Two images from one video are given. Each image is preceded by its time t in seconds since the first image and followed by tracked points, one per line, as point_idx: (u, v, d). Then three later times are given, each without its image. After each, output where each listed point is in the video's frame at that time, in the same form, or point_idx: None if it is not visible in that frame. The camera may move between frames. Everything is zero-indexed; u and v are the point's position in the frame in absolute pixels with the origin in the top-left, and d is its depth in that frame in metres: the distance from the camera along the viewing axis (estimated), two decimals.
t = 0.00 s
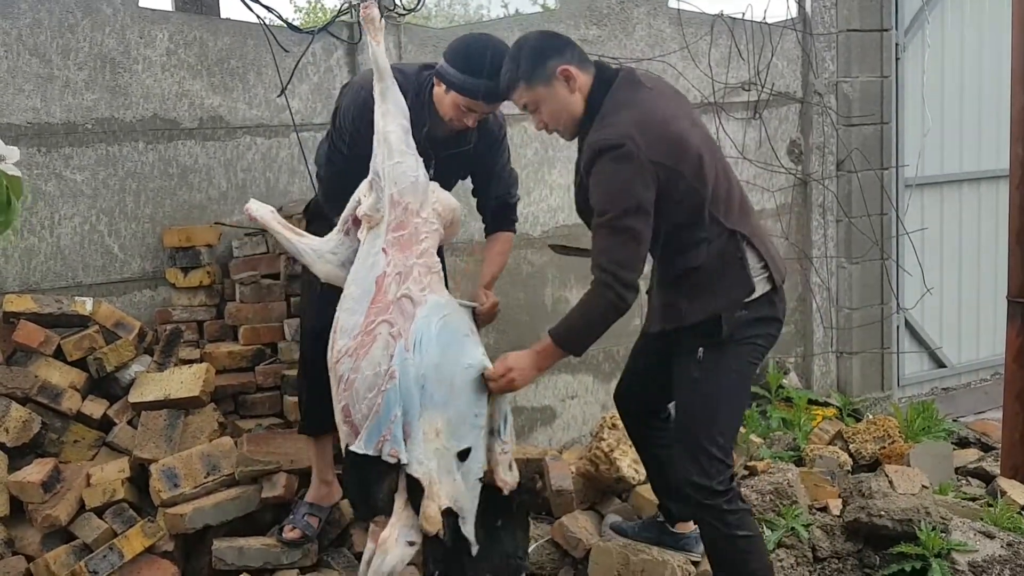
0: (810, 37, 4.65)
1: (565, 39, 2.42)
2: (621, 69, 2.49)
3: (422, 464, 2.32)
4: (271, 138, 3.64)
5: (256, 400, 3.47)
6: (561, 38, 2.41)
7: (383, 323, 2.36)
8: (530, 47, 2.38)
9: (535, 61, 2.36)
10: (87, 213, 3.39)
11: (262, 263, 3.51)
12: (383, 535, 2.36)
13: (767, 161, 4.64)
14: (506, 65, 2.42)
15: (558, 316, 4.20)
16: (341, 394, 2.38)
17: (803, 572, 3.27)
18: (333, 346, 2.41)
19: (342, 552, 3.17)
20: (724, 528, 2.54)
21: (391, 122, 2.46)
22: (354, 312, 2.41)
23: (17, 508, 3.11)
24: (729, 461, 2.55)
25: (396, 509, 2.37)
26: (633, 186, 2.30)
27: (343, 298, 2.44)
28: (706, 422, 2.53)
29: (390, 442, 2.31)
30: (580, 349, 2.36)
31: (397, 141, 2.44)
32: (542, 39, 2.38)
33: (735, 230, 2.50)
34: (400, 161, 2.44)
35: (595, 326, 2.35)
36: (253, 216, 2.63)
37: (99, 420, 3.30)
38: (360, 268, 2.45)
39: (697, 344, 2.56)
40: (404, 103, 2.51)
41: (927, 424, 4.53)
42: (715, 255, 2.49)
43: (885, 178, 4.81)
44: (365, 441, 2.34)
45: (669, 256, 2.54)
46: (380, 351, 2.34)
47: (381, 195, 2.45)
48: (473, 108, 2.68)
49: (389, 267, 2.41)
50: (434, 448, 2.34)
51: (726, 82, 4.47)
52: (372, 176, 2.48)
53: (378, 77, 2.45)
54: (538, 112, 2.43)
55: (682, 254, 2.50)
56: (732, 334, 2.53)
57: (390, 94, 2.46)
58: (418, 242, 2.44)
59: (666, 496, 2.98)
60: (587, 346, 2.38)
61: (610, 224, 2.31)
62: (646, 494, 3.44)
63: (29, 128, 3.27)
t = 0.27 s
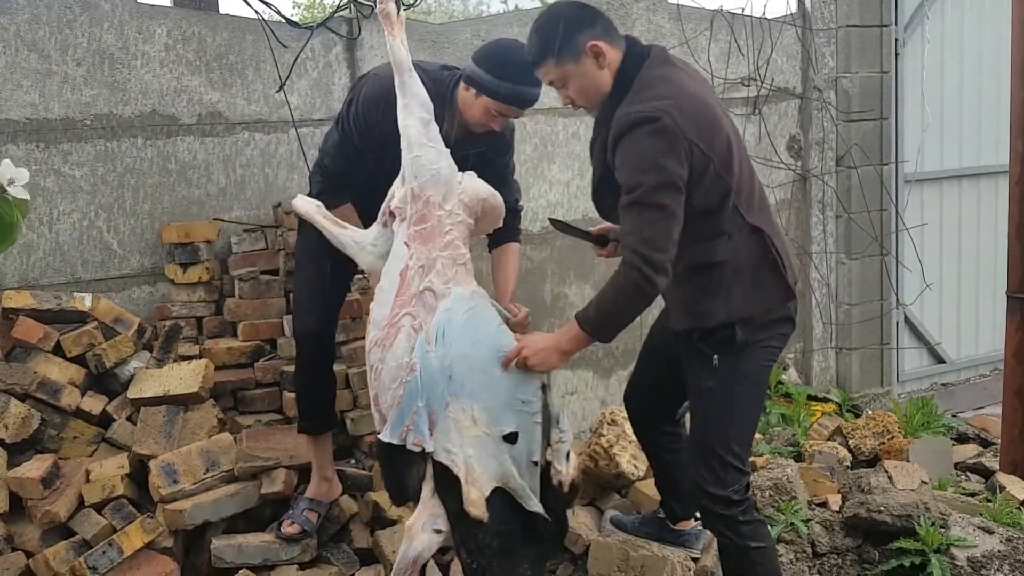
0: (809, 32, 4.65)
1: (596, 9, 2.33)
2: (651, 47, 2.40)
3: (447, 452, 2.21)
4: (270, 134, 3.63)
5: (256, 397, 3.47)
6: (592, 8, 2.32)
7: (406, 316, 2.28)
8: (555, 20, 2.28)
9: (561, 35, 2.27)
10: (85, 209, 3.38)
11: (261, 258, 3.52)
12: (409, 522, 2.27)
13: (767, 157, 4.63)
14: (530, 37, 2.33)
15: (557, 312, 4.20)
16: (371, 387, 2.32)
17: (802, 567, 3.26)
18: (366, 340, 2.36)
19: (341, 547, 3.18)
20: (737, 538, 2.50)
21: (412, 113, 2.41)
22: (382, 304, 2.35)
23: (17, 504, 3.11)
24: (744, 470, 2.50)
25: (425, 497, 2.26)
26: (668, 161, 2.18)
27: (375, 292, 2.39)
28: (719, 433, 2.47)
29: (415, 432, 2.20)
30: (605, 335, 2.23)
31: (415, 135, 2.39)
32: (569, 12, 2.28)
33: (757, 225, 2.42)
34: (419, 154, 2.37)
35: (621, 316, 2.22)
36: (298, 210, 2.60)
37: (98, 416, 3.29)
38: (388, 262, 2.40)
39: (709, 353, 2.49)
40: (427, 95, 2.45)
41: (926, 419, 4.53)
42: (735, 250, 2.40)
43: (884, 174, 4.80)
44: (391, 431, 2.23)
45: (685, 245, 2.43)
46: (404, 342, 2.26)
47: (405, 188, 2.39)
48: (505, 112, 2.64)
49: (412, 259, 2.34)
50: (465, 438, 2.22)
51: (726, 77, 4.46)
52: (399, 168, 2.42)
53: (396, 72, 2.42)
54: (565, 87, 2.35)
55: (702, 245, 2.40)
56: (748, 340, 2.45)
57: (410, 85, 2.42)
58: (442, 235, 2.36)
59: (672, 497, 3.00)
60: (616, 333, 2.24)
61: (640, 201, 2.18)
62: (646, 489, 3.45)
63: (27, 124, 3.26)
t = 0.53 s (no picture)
0: (809, 30, 4.65)
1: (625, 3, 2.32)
2: (678, 44, 2.38)
3: (456, 450, 2.17)
4: (269, 133, 3.63)
5: (255, 395, 3.47)
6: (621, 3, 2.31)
7: (416, 313, 2.28)
8: (579, 11, 2.27)
9: (586, 25, 2.26)
10: (85, 207, 3.38)
11: (260, 257, 3.52)
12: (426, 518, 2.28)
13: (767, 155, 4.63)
14: (551, 28, 2.33)
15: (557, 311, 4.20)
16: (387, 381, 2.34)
17: (802, 566, 3.25)
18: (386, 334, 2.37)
19: (341, 546, 3.17)
20: (734, 545, 2.50)
21: (422, 109, 2.34)
22: (398, 300, 2.34)
23: (16, 503, 3.11)
24: (741, 477, 2.50)
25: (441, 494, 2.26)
26: (676, 175, 2.19)
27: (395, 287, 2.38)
28: (719, 439, 2.47)
29: (422, 429, 2.21)
30: (590, 326, 2.27)
31: (423, 132, 2.32)
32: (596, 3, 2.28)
33: (768, 236, 2.40)
34: (427, 151, 2.31)
35: (613, 309, 2.27)
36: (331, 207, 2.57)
37: (98, 415, 3.29)
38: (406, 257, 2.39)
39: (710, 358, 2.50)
40: (439, 91, 2.39)
41: (925, 417, 4.53)
42: (740, 261, 2.39)
43: (884, 172, 4.81)
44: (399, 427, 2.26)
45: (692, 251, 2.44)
46: (414, 339, 2.25)
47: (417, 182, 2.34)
48: (530, 140, 2.62)
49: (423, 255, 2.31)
50: (469, 434, 2.18)
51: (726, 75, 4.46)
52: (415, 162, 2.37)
53: (407, 70, 2.36)
54: (587, 80, 2.36)
55: (709, 253, 2.40)
56: (749, 347, 2.46)
57: (420, 82, 2.35)
58: (453, 231, 2.31)
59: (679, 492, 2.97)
60: (600, 324, 2.28)
61: (643, 212, 2.20)
62: (646, 488, 3.44)
63: (26, 123, 3.26)
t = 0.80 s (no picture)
0: (809, 29, 4.65)
1: (612, 17, 2.32)
2: (666, 57, 2.39)
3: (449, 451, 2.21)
4: (269, 131, 3.63)
5: (254, 394, 3.46)
6: (607, 19, 2.31)
7: (407, 313, 2.32)
8: (568, 26, 2.27)
9: (576, 40, 2.27)
10: (84, 206, 3.38)
11: (261, 256, 3.53)
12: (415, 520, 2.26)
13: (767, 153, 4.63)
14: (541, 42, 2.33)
15: (557, 309, 4.20)
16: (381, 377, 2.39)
17: (802, 564, 3.26)
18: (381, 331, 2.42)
19: (341, 544, 3.17)
20: (740, 540, 2.50)
21: (416, 109, 2.33)
22: (392, 299, 2.39)
23: (16, 501, 3.11)
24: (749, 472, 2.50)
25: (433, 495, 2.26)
26: (670, 189, 2.20)
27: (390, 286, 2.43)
28: (726, 436, 2.47)
29: (408, 430, 2.25)
30: (583, 341, 2.26)
31: (417, 131, 2.32)
32: (584, 19, 2.28)
33: (770, 235, 2.41)
34: (421, 150, 2.32)
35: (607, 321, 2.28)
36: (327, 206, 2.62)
37: (97, 413, 3.29)
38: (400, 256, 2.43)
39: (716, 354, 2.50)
40: (434, 90, 2.37)
41: (925, 416, 4.53)
42: (746, 261, 2.40)
43: (884, 170, 4.80)
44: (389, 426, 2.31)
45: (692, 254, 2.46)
46: (406, 339, 2.30)
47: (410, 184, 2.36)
48: (534, 134, 2.67)
49: (416, 255, 2.35)
50: (448, 440, 2.22)
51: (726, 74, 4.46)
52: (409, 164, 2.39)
53: (401, 68, 2.33)
54: (578, 95, 2.37)
55: (711, 255, 2.42)
56: (754, 343, 2.46)
57: (414, 82, 2.34)
58: (445, 231, 2.34)
59: (677, 492, 2.97)
60: (593, 340, 2.28)
61: (637, 226, 2.22)
62: (645, 487, 3.45)
63: (25, 120, 3.26)
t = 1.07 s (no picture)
0: (810, 26, 4.64)
1: (590, 27, 2.33)
2: (644, 65, 2.39)
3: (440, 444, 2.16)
4: (269, 128, 3.63)
5: (255, 391, 3.46)
6: (585, 29, 2.32)
7: (379, 313, 2.26)
8: (547, 37, 2.29)
9: (555, 50, 2.29)
10: (85, 203, 3.38)
11: (260, 253, 3.52)
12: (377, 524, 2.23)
13: (768, 150, 4.63)
14: (522, 52, 2.35)
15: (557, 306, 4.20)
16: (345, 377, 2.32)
17: (802, 561, 3.26)
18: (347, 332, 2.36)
19: (341, 541, 3.18)
20: (747, 532, 2.50)
21: (397, 109, 2.30)
22: (361, 299, 2.32)
23: (16, 498, 3.11)
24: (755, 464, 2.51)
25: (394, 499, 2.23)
26: (649, 196, 2.21)
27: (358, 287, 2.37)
28: (731, 430, 2.48)
29: (380, 431, 2.21)
30: (553, 336, 2.26)
31: (398, 130, 2.29)
32: (563, 30, 2.30)
33: (763, 229, 2.41)
34: (400, 150, 2.29)
35: (584, 316, 2.30)
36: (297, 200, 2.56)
37: (98, 410, 3.29)
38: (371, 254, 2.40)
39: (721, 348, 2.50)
40: (414, 90, 2.35)
41: (926, 413, 4.54)
42: (739, 256, 2.41)
43: (885, 167, 4.80)
44: (356, 427, 2.24)
45: (686, 255, 2.48)
46: (376, 339, 2.24)
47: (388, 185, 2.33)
48: (525, 115, 2.68)
49: (392, 256, 2.30)
50: (423, 442, 2.16)
51: (727, 71, 4.46)
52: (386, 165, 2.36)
53: (384, 67, 2.31)
54: (557, 103, 2.38)
55: (704, 254, 2.43)
56: (758, 335, 2.46)
57: (397, 81, 2.31)
58: (422, 232, 2.31)
59: (677, 488, 2.95)
60: (564, 335, 2.28)
61: (617, 230, 2.24)
62: (645, 483, 3.46)
63: (26, 118, 3.26)
